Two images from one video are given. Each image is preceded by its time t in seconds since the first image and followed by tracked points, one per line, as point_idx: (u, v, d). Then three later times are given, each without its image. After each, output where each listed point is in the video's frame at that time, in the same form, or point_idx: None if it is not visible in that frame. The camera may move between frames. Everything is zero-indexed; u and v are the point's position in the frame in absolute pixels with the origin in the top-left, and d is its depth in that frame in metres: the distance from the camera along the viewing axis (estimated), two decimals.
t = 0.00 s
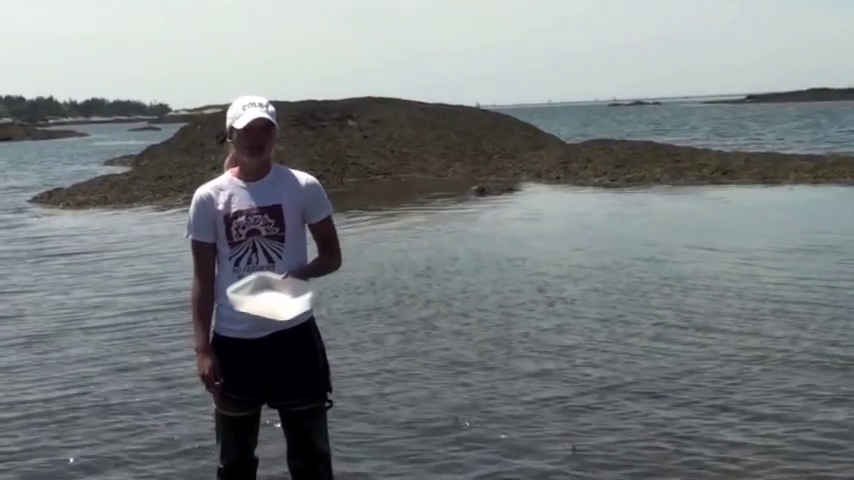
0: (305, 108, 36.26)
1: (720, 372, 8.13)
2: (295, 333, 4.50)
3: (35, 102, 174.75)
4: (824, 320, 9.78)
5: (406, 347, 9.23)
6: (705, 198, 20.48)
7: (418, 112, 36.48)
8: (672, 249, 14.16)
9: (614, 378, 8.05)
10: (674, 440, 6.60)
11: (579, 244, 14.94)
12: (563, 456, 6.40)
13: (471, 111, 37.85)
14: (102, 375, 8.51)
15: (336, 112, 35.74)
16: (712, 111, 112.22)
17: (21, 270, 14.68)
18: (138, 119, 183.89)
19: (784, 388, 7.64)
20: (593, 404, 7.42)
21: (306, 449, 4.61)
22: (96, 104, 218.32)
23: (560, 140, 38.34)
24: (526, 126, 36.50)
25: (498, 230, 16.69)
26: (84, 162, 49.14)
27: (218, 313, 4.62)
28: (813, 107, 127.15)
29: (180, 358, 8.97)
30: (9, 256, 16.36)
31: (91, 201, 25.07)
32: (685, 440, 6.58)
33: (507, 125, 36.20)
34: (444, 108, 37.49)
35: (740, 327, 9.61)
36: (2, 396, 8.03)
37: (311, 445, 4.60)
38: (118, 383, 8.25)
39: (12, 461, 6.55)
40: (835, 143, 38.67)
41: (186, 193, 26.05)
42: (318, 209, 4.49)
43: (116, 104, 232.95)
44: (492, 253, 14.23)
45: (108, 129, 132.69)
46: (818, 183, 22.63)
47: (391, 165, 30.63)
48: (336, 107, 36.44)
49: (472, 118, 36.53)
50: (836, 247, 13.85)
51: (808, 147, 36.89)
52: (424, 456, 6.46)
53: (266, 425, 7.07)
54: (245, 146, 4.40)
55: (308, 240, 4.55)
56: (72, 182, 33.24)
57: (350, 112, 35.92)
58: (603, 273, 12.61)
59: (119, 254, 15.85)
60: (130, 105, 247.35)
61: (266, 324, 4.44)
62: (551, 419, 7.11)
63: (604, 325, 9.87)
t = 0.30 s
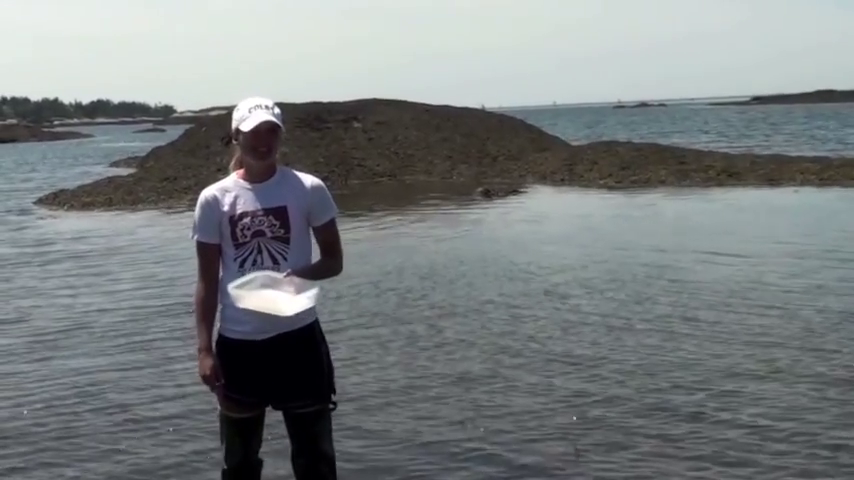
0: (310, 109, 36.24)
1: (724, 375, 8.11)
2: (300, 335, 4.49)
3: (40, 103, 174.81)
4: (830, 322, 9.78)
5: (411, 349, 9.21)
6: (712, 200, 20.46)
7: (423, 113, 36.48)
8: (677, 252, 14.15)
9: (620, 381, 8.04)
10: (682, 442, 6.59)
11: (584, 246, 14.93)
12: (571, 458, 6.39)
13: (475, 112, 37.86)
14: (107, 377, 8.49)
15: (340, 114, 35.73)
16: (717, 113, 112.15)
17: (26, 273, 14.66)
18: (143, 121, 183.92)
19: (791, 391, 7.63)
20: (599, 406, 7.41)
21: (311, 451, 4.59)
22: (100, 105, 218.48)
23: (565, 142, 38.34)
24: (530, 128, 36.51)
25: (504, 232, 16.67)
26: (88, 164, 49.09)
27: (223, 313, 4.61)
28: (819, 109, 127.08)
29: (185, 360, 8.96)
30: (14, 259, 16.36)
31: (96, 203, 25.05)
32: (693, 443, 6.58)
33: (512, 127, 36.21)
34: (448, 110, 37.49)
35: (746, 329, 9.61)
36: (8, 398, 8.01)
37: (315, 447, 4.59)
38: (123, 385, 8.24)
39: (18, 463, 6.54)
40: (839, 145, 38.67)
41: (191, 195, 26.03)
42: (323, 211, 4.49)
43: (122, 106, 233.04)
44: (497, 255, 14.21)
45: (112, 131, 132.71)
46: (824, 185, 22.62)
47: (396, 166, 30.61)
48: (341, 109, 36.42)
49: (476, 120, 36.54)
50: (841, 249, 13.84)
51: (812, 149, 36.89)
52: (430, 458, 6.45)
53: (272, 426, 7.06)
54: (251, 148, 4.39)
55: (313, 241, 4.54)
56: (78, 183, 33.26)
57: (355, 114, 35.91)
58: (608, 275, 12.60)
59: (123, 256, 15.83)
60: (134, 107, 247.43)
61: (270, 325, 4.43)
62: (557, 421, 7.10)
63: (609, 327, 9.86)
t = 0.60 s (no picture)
0: (315, 114, 36.24)
1: (731, 380, 8.08)
2: (304, 339, 4.47)
3: (44, 107, 174.92)
4: (835, 327, 9.74)
5: (415, 353, 9.19)
6: (717, 204, 20.44)
7: (427, 118, 36.47)
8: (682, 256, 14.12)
9: (624, 385, 8.01)
10: (687, 447, 6.56)
11: (588, 250, 14.90)
12: (575, 462, 6.37)
13: (480, 117, 37.85)
14: (111, 381, 8.47)
15: (345, 118, 35.72)
16: (723, 118, 112.11)
17: (30, 278, 14.64)
18: (147, 125, 184.03)
19: (796, 395, 7.60)
20: (604, 410, 7.38)
21: (315, 456, 4.57)
22: (105, 110, 218.65)
23: (569, 147, 38.33)
24: (535, 132, 36.49)
25: (509, 236, 16.64)
26: (93, 168, 49.09)
27: (227, 318, 4.59)
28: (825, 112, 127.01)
29: (189, 364, 8.94)
30: (19, 264, 16.34)
31: (101, 207, 25.05)
32: (697, 447, 6.55)
33: (516, 132, 36.20)
34: (453, 115, 37.49)
35: (751, 334, 9.58)
36: (11, 402, 7.99)
37: (320, 452, 4.56)
38: (127, 389, 8.22)
39: (21, 467, 6.52)
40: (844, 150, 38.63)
41: (195, 199, 26.02)
42: (328, 215, 4.46)
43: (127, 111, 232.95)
44: (502, 260, 14.18)
45: (117, 135, 132.76)
46: (829, 189, 22.60)
47: (401, 171, 30.60)
48: (345, 113, 36.42)
49: (481, 124, 36.53)
50: (847, 253, 13.80)
51: (817, 153, 36.88)
52: (434, 462, 6.43)
53: (275, 430, 7.04)
54: (256, 153, 4.37)
55: (317, 246, 4.51)
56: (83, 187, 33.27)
57: (359, 118, 35.90)
58: (613, 279, 12.57)
59: (127, 261, 15.82)
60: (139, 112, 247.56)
61: (275, 329, 4.41)
62: (561, 425, 7.07)
63: (614, 332, 9.83)
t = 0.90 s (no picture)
0: (319, 119, 36.24)
1: (737, 384, 8.07)
2: (310, 343, 4.47)
3: (49, 112, 175.06)
4: (839, 332, 9.74)
5: (419, 358, 9.18)
6: (722, 208, 20.43)
7: (432, 122, 36.47)
8: (686, 261, 14.13)
9: (628, 389, 8.01)
10: (691, 450, 6.56)
11: (593, 255, 14.88)
12: (579, 465, 6.37)
13: (484, 121, 37.85)
14: (115, 387, 8.47)
15: (349, 123, 35.73)
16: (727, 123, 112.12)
17: (34, 284, 14.64)
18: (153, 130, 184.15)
19: (800, 399, 7.60)
20: (608, 414, 7.38)
21: (321, 460, 4.56)
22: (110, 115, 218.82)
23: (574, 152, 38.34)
24: (541, 137, 36.49)
25: (514, 241, 16.62)
26: (97, 173, 49.09)
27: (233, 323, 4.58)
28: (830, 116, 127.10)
29: (193, 370, 8.93)
30: (23, 270, 16.34)
31: (106, 212, 25.06)
32: (701, 450, 6.55)
33: (521, 137, 36.21)
34: (458, 119, 37.49)
35: (756, 338, 9.57)
36: (16, 408, 7.99)
37: (326, 456, 4.56)
38: (131, 395, 8.21)
39: (26, 472, 6.52)
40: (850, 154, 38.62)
41: (200, 204, 26.02)
42: (333, 220, 4.46)
43: (131, 116, 233.04)
44: (506, 265, 14.18)
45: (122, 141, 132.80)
46: (834, 194, 22.60)
47: (406, 175, 30.60)
48: (350, 118, 36.41)
49: (486, 129, 36.53)
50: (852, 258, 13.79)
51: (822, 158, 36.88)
52: (439, 465, 6.42)
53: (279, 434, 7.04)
54: (259, 158, 4.37)
55: (322, 252, 4.51)
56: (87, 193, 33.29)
57: (364, 123, 35.91)
58: (617, 284, 12.55)
59: (132, 267, 15.81)
60: (144, 117, 247.76)
61: (282, 333, 4.40)
62: (565, 429, 7.06)
63: (618, 336, 9.82)
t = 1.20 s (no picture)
0: (326, 124, 36.24)
1: (746, 392, 8.03)
2: (316, 347, 4.44)
3: (56, 116, 175.29)
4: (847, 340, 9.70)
5: (425, 364, 9.16)
6: (730, 215, 20.40)
7: (439, 128, 36.46)
8: (692, 267, 14.10)
9: (634, 397, 7.98)
10: (698, 459, 6.53)
11: (599, 261, 14.85)
12: (584, 473, 6.34)
13: (492, 127, 37.84)
14: (121, 395, 8.46)
15: (356, 129, 35.71)
16: (734, 130, 112.04)
17: (41, 290, 14.64)
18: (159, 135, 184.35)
19: (806, 407, 7.58)
20: (613, 421, 7.35)
21: (326, 466, 4.54)
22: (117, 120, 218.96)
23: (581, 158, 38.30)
24: (548, 143, 36.47)
25: (520, 246, 16.59)
26: (105, 178, 49.11)
27: (240, 327, 4.56)
28: (836, 124, 127.01)
29: (199, 377, 8.92)
30: (30, 275, 16.34)
31: (112, 217, 25.07)
32: (707, 460, 6.52)
33: (528, 143, 36.19)
34: (465, 125, 37.48)
35: (762, 346, 9.54)
36: (21, 415, 7.98)
37: (331, 462, 4.53)
38: (137, 403, 8.20)
39: None
40: None
41: (207, 209, 26.02)
42: (340, 227, 4.43)
43: (138, 120, 233.12)
44: (513, 270, 14.15)
45: (128, 145, 132.91)
46: (841, 201, 22.56)
47: (413, 181, 30.60)
48: (357, 123, 36.41)
49: (493, 134, 36.52)
50: None
51: (828, 165, 36.82)
52: (444, 473, 6.40)
53: (284, 438, 7.02)
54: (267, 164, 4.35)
55: (330, 258, 4.48)
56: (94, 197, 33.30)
57: (371, 129, 35.90)
58: (623, 290, 12.52)
59: (138, 273, 15.80)
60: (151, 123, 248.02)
61: (288, 339, 4.38)
62: (571, 436, 7.04)
63: (624, 343, 9.80)
